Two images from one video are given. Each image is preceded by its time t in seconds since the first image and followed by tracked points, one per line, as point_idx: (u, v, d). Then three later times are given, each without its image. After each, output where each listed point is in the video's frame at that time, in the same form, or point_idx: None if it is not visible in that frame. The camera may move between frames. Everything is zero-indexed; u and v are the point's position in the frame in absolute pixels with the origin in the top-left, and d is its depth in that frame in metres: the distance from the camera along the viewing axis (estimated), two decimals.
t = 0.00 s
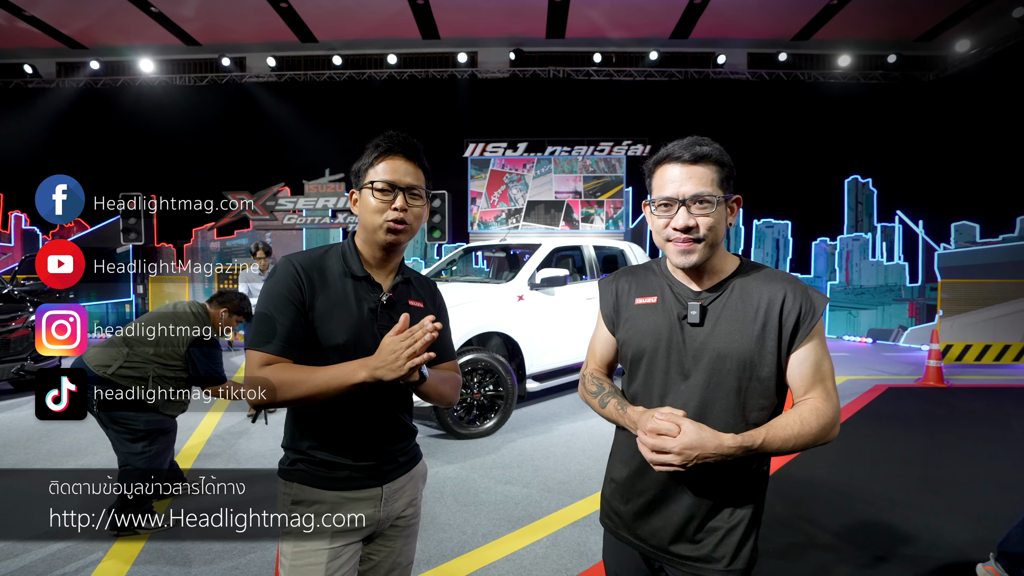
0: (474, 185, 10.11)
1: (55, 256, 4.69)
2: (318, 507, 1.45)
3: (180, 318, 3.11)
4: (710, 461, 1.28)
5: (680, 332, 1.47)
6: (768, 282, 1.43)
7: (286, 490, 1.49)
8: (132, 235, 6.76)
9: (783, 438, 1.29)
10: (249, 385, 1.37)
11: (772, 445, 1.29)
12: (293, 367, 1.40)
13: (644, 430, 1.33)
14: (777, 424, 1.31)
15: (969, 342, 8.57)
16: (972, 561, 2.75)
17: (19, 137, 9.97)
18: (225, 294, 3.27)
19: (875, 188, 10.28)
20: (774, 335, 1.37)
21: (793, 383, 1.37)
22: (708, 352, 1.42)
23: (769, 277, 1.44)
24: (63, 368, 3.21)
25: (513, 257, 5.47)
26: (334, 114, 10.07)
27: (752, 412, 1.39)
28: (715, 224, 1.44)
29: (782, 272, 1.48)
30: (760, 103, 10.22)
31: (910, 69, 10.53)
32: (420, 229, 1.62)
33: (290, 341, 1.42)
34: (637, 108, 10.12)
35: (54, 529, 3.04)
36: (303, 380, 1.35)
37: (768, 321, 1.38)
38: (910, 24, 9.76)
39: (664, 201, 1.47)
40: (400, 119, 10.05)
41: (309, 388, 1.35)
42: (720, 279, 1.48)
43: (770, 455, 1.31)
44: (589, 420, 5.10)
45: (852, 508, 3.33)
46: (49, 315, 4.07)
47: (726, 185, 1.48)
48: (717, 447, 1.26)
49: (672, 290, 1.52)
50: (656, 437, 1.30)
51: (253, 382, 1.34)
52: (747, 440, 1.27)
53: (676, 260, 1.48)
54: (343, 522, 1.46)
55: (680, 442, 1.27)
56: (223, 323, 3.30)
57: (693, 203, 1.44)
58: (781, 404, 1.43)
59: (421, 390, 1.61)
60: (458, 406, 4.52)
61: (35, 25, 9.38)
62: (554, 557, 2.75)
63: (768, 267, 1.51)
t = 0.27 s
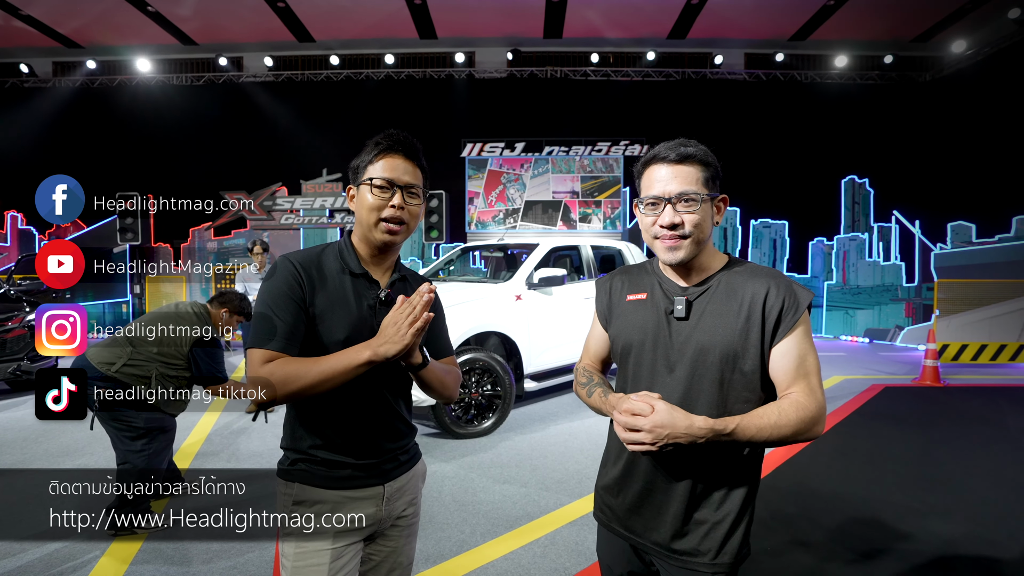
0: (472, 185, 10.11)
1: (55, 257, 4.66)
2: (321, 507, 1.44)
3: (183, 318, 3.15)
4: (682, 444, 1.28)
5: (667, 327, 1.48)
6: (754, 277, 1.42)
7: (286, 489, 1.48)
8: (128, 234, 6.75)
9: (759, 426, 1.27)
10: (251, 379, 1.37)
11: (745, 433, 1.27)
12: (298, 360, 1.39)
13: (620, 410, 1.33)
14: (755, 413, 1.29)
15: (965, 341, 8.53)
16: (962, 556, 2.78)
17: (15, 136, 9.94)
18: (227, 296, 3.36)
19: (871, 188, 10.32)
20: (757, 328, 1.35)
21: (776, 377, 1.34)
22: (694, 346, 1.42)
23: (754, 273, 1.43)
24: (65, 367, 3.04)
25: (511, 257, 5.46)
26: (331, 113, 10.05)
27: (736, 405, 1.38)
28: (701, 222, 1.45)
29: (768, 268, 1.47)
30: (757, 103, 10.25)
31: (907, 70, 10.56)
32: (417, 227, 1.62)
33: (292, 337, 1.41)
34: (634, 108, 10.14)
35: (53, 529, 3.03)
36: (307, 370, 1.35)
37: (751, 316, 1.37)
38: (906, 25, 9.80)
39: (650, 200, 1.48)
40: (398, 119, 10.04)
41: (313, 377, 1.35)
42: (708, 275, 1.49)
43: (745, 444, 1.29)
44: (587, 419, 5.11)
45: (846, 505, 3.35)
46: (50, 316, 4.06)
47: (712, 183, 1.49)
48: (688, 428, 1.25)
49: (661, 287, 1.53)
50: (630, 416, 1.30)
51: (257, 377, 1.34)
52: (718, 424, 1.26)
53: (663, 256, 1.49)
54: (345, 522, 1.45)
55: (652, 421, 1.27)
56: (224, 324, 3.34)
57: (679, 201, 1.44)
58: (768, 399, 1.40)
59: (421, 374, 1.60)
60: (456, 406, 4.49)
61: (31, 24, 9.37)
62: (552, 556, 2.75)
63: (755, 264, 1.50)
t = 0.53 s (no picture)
0: (471, 184, 10.11)
1: (55, 257, 4.62)
2: (323, 509, 1.44)
3: (185, 317, 3.15)
4: (665, 434, 1.28)
5: (655, 320, 1.48)
6: (740, 270, 1.42)
7: (288, 487, 1.47)
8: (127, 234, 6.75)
9: (741, 417, 1.26)
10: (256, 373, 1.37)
11: (727, 424, 1.27)
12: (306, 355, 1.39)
13: (605, 402, 1.34)
14: (738, 404, 1.29)
15: (963, 341, 8.54)
16: (958, 551, 2.79)
17: (13, 136, 9.93)
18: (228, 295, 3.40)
19: (870, 188, 10.33)
20: (742, 320, 1.35)
21: (764, 368, 1.34)
22: (681, 339, 1.42)
23: (740, 266, 1.43)
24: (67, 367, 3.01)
25: (510, 257, 5.45)
26: (330, 113, 10.04)
27: (723, 396, 1.38)
28: (691, 214, 1.45)
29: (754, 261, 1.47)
30: (756, 103, 10.26)
31: (906, 70, 10.58)
32: (418, 222, 1.61)
33: (298, 332, 1.41)
34: (633, 108, 10.15)
35: (53, 529, 3.03)
36: (312, 364, 1.35)
37: (737, 308, 1.37)
38: (904, 24, 9.82)
39: (643, 192, 1.48)
40: (397, 119, 10.04)
41: (318, 371, 1.35)
42: (697, 270, 1.48)
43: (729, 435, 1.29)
44: (586, 419, 5.11)
45: (843, 501, 3.36)
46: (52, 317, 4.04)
47: (703, 179, 1.49)
48: (670, 417, 1.26)
49: (651, 282, 1.54)
50: (614, 407, 1.31)
51: (262, 372, 1.35)
52: (698, 414, 1.26)
53: (652, 249, 1.48)
54: (345, 522, 1.45)
55: (635, 411, 1.28)
56: (226, 323, 3.38)
57: (669, 193, 1.44)
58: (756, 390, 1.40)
59: (420, 372, 1.61)
60: (455, 405, 4.48)
61: (30, 24, 9.37)
62: (552, 555, 2.75)
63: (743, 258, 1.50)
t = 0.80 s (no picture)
0: (471, 184, 10.11)
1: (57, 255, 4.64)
2: (323, 509, 1.43)
3: (188, 318, 3.12)
4: (658, 429, 1.29)
5: (655, 318, 1.49)
6: (739, 267, 1.42)
7: (289, 483, 1.48)
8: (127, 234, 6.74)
9: (736, 413, 1.26)
10: (260, 367, 1.37)
11: (721, 420, 1.27)
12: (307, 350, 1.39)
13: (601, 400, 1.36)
14: (735, 400, 1.28)
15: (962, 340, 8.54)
16: (956, 550, 2.80)
17: (12, 135, 9.91)
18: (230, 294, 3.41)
19: (869, 188, 10.34)
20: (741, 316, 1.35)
21: (763, 364, 1.33)
22: (681, 336, 1.42)
23: (739, 263, 1.43)
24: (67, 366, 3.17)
25: (510, 256, 5.45)
26: (330, 113, 10.04)
27: (721, 393, 1.38)
28: (685, 220, 1.45)
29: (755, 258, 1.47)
30: (755, 103, 10.27)
31: (905, 70, 10.60)
32: (423, 224, 1.62)
33: (299, 326, 1.41)
34: (632, 108, 10.16)
35: (53, 529, 3.02)
36: (316, 359, 1.36)
37: (736, 304, 1.37)
38: (903, 24, 9.83)
39: (634, 206, 1.48)
40: (397, 119, 10.04)
41: (319, 367, 1.35)
42: (696, 270, 1.49)
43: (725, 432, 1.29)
44: (586, 418, 5.11)
45: (842, 500, 3.36)
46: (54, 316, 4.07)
47: (691, 181, 1.49)
48: (662, 412, 1.27)
49: (652, 281, 1.55)
50: (609, 405, 1.32)
51: (265, 368, 1.35)
52: (692, 409, 1.26)
53: (653, 260, 1.50)
54: (344, 522, 1.44)
55: (628, 407, 1.29)
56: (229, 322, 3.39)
57: (661, 205, 1.45)
58: (757, 387, 1.39)
59: (426, 367, 1.64)
60: (455, 405, 4.50)
61: (28, 23, 9.37)
62: (552, 554, 2.76)
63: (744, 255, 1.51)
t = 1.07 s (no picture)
0: (470, 184, 10.10)
1: (60, 254, 4.84)
2: (323, 508, 1.43)
3: (193, 317, 3.11)
4: (662, 434, 1.29)
5: (655, 318, 1.49)
6: (740, 268, 1.42)
7: (290, 479, 1.48)
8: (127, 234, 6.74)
9: (738, 417, 1.27)
10: (263, 367, 1.37)
11: (725, 424, 1.27)
12: (309, 351, 1.39)
13: (604, 401, 1.36)
14: (737, 404, 1.29)
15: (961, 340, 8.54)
16: (956, 550, 2.80)
17: (12, 136, 9.90)
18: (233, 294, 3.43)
19: (869, 188, 10.35)
20: (741, 318, 1.35)
21: (765, 367, 1.34)
22: (681, 336, 1.42)
23: (740, 264, 1.43)
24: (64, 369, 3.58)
25: (510, 256, 5.45)
26: (330, 113, 10.04)
27: (722, 393, 1.38)
28: (661, 212, 1.48)
29: (757, 259, 1.47)
30: (755, 103, 10.28)
31: (904, 69, 10.63)
32: (427, 228, 1.62)
33: (302, 327, 1.41)
34: (632, 108, 10.16)
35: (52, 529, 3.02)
36: (319, 361, 1.36)
37: (736, 306, 1.36)
38: (903, 24, 9.84)
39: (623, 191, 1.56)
40: (397, 118, 10.04)
41: (321, 368, 1.36)
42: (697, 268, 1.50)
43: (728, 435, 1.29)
44: (586, 418, 5.11)
45: (843, 500, 3.37)
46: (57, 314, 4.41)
47: (686, 178, 1.50)
48: (667, 418, 1.27)
49: (653, 280, 1.55)
50: (613, 407, 1.33)
51: (267, 368, 1.35)
52: (696, 415, 1.27)
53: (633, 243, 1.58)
54: (344, 522, 1.44)
55: (633, 411, 1.29)
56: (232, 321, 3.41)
57: (639, 191, 1.50)
58: (758, 388, 1.40)
59: (426, 368, 1.64)
60: (455, 404, 4.51)
61: (28, 23, 9.37)
62: (553, 553, 2.76)
63: (747, 256, 1.50)
